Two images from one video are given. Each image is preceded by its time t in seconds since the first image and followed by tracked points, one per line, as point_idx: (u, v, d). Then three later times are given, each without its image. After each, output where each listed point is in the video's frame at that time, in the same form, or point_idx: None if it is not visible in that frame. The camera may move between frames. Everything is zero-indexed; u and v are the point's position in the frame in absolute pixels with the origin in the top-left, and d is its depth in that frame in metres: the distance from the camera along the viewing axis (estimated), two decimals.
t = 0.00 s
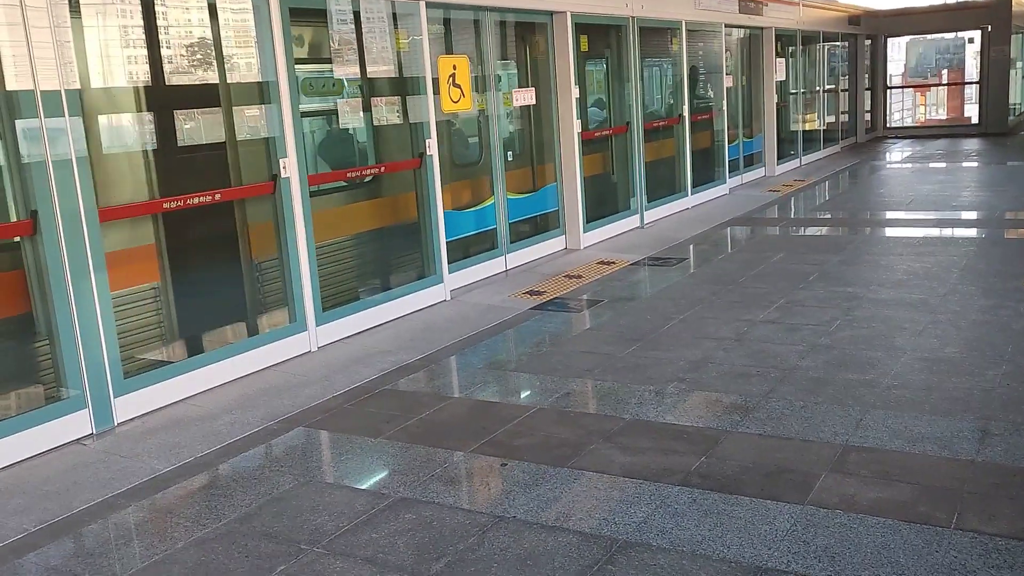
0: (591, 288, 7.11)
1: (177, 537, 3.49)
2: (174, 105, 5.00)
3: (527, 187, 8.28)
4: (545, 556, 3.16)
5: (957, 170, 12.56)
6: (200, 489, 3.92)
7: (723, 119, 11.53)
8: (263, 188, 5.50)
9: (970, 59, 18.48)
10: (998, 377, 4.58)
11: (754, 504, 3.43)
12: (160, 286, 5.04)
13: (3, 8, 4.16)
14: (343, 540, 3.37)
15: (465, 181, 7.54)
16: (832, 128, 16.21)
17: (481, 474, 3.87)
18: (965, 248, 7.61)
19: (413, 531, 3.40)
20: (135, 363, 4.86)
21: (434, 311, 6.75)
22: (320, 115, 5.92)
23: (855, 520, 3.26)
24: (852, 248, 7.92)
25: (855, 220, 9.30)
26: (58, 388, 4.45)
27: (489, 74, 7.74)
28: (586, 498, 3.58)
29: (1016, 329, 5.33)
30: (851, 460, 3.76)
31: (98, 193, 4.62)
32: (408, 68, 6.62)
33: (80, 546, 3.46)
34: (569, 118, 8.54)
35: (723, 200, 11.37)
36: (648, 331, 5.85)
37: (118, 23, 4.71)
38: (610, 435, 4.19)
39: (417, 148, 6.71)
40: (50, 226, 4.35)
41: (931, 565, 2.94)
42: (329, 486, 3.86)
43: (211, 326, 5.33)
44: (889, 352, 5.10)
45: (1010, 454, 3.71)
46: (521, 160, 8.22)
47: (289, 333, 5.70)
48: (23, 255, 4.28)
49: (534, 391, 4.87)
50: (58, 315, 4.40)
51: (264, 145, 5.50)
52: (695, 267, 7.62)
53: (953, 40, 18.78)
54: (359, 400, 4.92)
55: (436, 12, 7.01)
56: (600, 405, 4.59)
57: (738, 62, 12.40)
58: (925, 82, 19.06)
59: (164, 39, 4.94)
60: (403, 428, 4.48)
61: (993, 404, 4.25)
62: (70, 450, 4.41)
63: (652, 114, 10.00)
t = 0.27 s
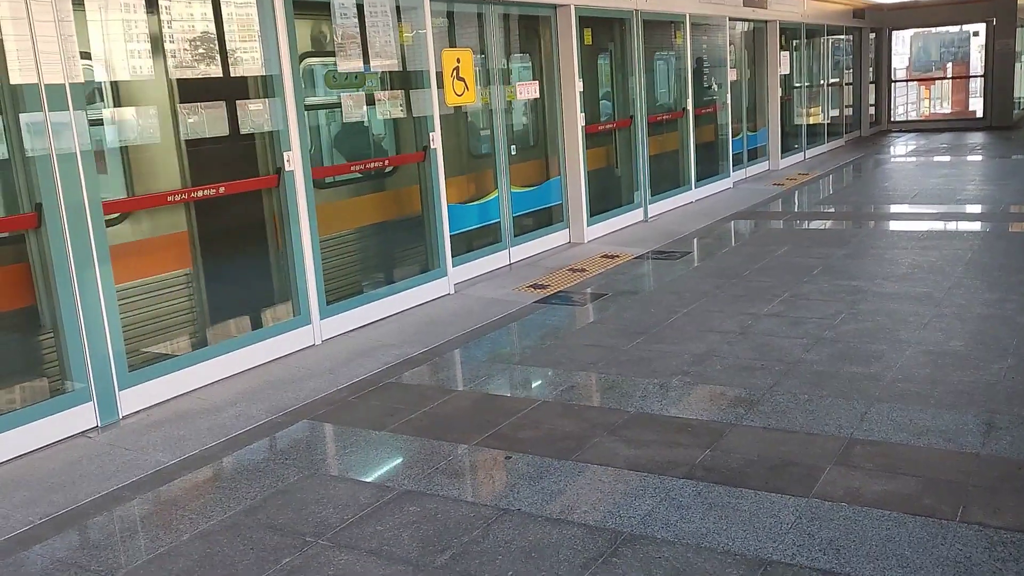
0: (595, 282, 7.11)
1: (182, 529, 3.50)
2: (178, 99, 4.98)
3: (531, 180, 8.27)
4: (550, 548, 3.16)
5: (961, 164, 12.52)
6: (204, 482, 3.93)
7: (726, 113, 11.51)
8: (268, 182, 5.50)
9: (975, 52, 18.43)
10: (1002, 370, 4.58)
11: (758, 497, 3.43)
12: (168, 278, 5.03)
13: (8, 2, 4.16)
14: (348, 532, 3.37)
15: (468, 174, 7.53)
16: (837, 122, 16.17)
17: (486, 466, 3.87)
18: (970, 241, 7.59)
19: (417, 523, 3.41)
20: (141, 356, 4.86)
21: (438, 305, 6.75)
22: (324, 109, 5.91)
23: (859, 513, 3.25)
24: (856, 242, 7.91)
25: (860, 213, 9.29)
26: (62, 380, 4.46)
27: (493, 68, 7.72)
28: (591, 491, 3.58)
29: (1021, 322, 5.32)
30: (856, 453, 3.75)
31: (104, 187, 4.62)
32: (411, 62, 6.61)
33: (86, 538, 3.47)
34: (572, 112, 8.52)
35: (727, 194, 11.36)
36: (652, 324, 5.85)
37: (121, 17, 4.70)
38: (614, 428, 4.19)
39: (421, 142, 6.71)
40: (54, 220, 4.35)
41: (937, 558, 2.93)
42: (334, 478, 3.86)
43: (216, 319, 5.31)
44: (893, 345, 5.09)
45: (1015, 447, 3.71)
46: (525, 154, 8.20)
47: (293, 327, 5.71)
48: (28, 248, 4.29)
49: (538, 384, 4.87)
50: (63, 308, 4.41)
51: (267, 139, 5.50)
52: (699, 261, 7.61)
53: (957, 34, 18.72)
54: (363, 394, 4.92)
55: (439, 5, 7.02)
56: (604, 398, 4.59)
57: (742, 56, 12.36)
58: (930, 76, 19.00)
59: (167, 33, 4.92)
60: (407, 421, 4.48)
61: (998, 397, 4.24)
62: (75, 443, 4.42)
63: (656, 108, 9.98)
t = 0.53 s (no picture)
0: (601, 279, 7.11)
1: (191, 525, 3.51)
2: (184, 96, 4.98)
3: (537, 177, 8.26)
4: (557, 545, 3.17)
5: (969, 160, 12.47)
6: (212, 478, 3.94)
7: (733, 109, 11.49)
8: (275, 178, 5.51)
9: (982, 48, 18.34)
10: (1010, 367, 4.56)
11: (765, 494, 3.43)
12: (175, 273, 5.03)
13: None
14: (355, 529, 3.38)
15: (475, 171, 7.53)
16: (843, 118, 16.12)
17: (493, 463, 3.88)
18: (977, 238, 7.57)
19: (424, 520, 3.42)
20: (149, 352, 4.88)
21: (444, 301, 6.76)
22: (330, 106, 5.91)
23: (867, 510, 3.25)
24: (863, 239, 7.89)
25: (866, 210, 9.26)
26: (71, 377, 4.47)
27: (499, 65, 7.72)
28: (598, 488, 3.59)
29: None
30: (863, 450, 3.75)
31: (110, 183, 4.64)
32: (417, 59, 6.61)
33: (95, 534, 3.49)
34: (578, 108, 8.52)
35: (733, 190, 11.34)
36: (658, 321, 5.85)
37: (128, 14, 4.71)
38: (621, 425, 4.19)
39: (428, 139, 6.71)
40: (63, 217, 4.37)
41: (944, 555, 2.93)
42: (341, 475, 3.88)
43: (223, 315, 5.31)
44: (900, 343, 5.08)
45: (1023, 444, 3.70)
46: (531, 150, 8.20)
47: (300, 324, 5.72)
48: (37, 245, 4.30)
49: (545, 381, 4.88)
50: (72, 305, 4.43)
51: (274, 135, 5.51)
52: (705, 257, 7.61)
53: (965, 29, 18.65)
54: (370, 390, 4.94)
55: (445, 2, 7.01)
56: (611, 395, 4.59)
57: (748, 52, 12.34)
58: (937, 72, 18.92)
59: (174, 30, 4.92)
60: (414, 417, 4.49)
61: (1006, 394, 4.23)
62: (84, 439, 4.45)
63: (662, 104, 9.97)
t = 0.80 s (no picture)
0: (604, 277, 7.10)
1: (193, 525, 3.51)
2: (188, 94, 4.97)
3: (540, 175, 8.26)
4: (560, 545, 3.16)
5: (973, 158, 12.44)
6: (215, 478, 3.94)
7: (736, 107, 11.47)
8: (278, 177, 5.50)
9: (987, 45, 18.30)
10: (1014, 367, 4.55)
11: (768, 494, 3.42)
12: (178, 272, 5.02)
13: None
14: (358, 528, 3.38)
15: (478, 169, 7.52)
16: (847, 116, 16.08)
17: (495, 463, 3.87)
18: (981, 236, 7.55)
19: (427, 520, 3.41)
20: (151, 351, 4.88)
21: (447, 300, 6.76)
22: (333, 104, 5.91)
23: (870, 510, 3.24)
24: (867, 237, 7.87)
25: (870, 208, 9.24)
26: (73, 376, 4.47)
27: (502, 62, 7.71)
28: (600, 488, 3.58)
29: None
30: (866, 450, 3.74)
31: (113, 182, 4.64)
32: (420, 56, 6.60)
33: (97, 534, 3.49)
34: (581, 106, 8.50)
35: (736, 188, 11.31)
36: (661, 320, 5.84)
37: (130, 12, 4.70)
38: (623, 425, 4.18)
39: (430, 137, 6.71)
40: (65, 216, 4.37)
41: (948, 555, 2.92)
42: (344, 475, 3.87)
43: (226, 314, 5.31)
44: (904, 342, 5.06)
45: None
46: (534, 148, 8.19)
47: (303, 323, 5.72)
48: (39, 244, 4.30)
49: (548, 381, 4.87)
50: (74, 304, 4.43)
51: (277, 134, 5.51)
52: (709, 256, 7.60)
53: (969, 27, 18.59)
54: (373, 390, 4.93)
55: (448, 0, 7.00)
56: (613, 394, 4.59)
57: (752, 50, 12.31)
58: (941, 70, 18.87)
59: (176, 28, 4.91)
60: (417, 417, 4.49)
61: (1010, 393, 4.22)
62: (87, 438, 4.45)
63: (665, 102, 9.95)
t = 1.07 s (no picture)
0: (605, 277, 7.09)
1: (194, 525, 3.51)
2: (189, 94, 4.96)
3: (541, 174, 8.25)
4: (561, 545, 3.16)
5: (974, 157, 12.42)
6: (215, 478, 3.94)
7: (737, 106, 11.46)
8: (279, 176, 5.50)
9: (988, 43, 18.27)
10: (1016, 366, 4.54)
11: (770, 494, 3.42)
12: (179, 271, 5.02)
13: None
14: (359, 528, 3.37)
15: (479, 169, 7.52)
16: (848, 114, 16.06)
17: (496, 463, 3.87)
18: (983, 235, 7.53)
19: (428, 520, 3.41)
20: (152, 351, 4.88)
21: (448, 300, 6.75)
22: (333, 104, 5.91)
23: (872, 510, 3.24)
24: (868, 236, 7.86)
25: (871, 207, 9.23)
26: (74, 376, 4.47)
27: (503, 61, 7.70)
28: (601, 487, 3.58)
29: None
30: (868, 449, 3.73)
31: (113, 182, 4.64)
32: (421, 56, 6.60)
33: (98, 534, 3.49)
34: (582, 105, 8.49)
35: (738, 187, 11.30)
36: (662, 319, 5.83)
37: (131, 12, 4.69)
38: (624, 424, 4.18)
39: (431, 136, 6.70)
40: (66, 216, 4.36)
41: (950, 555, 2.91)
42: (345, 475, 3.87)
43: (228, 314, 5.30)
44: (906, 340, 5.06)
45: None
46: (535, 147, 8.18)
47: (304, 322, 5.72)
48: (39, 245, 4.30)
49: (549, 380, 4.86)
50: (75, 304, 4.43)
51: (277, 133, 5.50)
52: (710, 255, 7.59)
53: (970, 25, 18.56)
54: (374, 389, 4.93)
55: None
56: (615, 393, 4.58)
57: (753, 48, 12.29)
58: (942, 68, 18.84)
59: (177, 28, 4.90)
60: (418, 416, 4.48)
61: (1012, 392, 4.21)
62: (89, 438, 4.45)
63: (666, 101, 9.94)
